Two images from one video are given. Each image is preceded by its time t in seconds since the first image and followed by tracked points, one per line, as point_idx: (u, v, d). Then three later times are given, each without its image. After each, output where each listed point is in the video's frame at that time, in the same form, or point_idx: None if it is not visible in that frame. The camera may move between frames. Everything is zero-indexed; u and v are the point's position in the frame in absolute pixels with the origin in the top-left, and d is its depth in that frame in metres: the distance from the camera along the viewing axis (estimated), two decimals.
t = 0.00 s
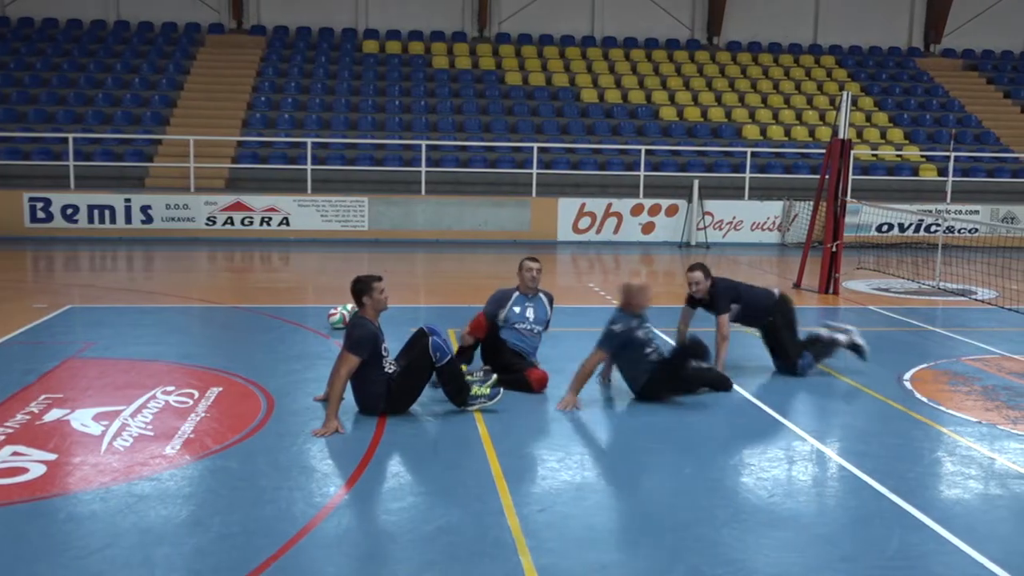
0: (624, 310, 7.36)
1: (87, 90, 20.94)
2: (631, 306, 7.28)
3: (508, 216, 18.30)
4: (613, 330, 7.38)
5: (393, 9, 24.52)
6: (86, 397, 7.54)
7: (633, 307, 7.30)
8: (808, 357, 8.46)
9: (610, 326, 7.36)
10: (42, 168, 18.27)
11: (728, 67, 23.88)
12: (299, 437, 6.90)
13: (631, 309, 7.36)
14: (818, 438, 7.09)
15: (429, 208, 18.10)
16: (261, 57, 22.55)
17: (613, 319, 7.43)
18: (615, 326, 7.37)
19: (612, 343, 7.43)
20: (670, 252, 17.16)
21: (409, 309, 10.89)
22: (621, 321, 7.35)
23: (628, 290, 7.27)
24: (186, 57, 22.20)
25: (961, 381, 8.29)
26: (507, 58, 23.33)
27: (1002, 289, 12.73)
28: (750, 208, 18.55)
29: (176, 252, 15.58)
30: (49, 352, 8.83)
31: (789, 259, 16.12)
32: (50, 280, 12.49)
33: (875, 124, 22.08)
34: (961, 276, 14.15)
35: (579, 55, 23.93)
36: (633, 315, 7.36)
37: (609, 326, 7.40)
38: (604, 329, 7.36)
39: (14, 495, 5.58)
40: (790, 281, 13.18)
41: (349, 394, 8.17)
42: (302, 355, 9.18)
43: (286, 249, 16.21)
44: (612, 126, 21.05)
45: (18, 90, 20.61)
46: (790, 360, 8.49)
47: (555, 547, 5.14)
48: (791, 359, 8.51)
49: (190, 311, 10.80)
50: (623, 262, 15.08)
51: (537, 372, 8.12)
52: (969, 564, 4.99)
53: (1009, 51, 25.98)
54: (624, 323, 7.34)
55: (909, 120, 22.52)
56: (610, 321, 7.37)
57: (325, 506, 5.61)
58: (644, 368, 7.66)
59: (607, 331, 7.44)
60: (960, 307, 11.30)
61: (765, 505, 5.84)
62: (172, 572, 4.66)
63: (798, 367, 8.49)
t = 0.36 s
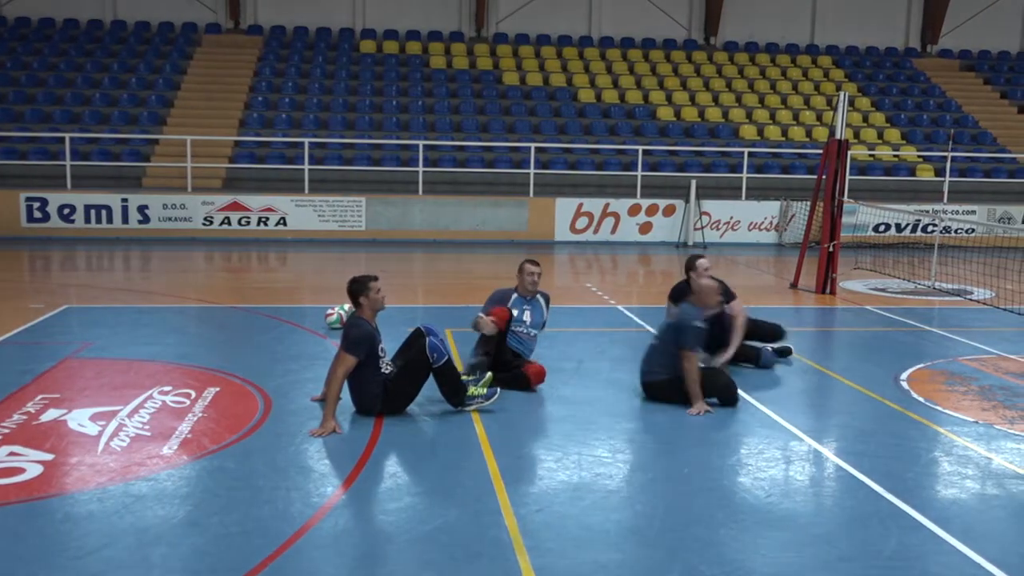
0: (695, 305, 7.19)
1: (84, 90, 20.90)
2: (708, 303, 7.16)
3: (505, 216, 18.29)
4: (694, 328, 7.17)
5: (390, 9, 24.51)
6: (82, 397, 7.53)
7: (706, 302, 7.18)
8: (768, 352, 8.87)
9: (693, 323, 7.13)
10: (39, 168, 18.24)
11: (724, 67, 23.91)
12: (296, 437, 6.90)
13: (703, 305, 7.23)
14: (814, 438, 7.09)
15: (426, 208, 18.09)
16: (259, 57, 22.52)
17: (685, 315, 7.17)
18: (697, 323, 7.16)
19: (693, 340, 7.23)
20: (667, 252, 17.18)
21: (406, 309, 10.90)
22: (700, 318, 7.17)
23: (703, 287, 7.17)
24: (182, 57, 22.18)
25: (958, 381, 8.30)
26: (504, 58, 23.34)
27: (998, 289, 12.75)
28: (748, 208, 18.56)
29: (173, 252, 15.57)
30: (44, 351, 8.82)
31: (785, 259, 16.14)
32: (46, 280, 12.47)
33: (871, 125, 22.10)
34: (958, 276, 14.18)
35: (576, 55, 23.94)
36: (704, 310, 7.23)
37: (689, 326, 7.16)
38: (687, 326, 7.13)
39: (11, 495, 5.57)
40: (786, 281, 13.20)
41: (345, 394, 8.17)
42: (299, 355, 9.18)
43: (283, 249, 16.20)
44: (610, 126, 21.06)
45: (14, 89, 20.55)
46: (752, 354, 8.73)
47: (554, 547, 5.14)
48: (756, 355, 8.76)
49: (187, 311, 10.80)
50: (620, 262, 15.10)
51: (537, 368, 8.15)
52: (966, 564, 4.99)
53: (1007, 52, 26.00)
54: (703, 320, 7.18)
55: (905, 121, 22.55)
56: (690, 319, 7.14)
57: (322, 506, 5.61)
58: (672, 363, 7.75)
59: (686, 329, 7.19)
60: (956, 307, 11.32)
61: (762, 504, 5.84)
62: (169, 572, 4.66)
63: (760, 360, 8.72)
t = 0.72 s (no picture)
0: (723, 309, 7.26)
1: (84, 90, 20.91)
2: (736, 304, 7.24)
3: (506, 216, 18.28)
4: (723, 330, 7.19)
5: (390, 9, 24.51)
6: (83, 397, 7.54)
7: (734, 305, 7.27)
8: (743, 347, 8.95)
9: (721, 325, 7.17)
10: (40, 169, 18.25)
11: (725, 67, 23.90)
12: (297, 437, 6.90)
13: (731, 308, 7.31)
14: (815, 438, 7.09)
15: (427, 208, 18.09)
16: (260, 57, 22.53)
17: (713, 319, 7.24)
18: (725, 325, 7.20)
19: (720, 343, 7.24)
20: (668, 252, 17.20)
21: (406, 310, 10.90)
22: (730, 320, 7.21)
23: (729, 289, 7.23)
24: (183, 57, 22.20)
25: (959, 381, 8.30)
26: (505, 59, 23.34)
27: (1000, 289, 12.73)
28: (749, 208, 18.56)
29: (174, 253, 15.58)
30: (45, 352, 8.83)
31: (786, 259, 16.14)
32: (48, 280, 12.48)
33: (872, 125, 22.09)
34: (959, 276, 14.17)
35: (577, 55, 23.95)
36: (733, 313, 7.29)
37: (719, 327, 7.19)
38: (715, 329, 7.18)
39: (11, 496, 5.57)
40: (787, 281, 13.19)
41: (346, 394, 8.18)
42: (299, 355, 9.18)
43: (284, 250, 16.20)
44: (611, 126, 21.07)
45: (15, 90, 20.57)
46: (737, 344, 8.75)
47: (554, 547, 5.14)
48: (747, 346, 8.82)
49: (187, 311, 10.81)
50: (620, 262, 15.10)
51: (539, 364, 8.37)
52: (966, 564, 4.99)
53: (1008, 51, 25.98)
54: (734, 322, 7.21)
55: (906, 120, 22.54)
56: (718, 320, 7.21)
57: (323, 507, 5.61)
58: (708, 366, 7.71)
59: (713, 331, 7.24)
60: (956, 307, 11.32)
61: (762, 504, 5.84)
62: (170, 572, 4.66)
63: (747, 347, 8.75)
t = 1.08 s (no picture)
0: (701, 311, 7.31)
1: (45, 91, 20.62)
2: (712, 306, 7.27)
3: (472, 217, 18.26)
4: (699, 332, 7.25)
5: (357, 10, 24.38)
6: (43, 403, 7.42)
7: (711, 306, 7.29)
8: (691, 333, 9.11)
9: (696, 328, 7.23)
10: None
11: (691, 68, 24.06)
12: (262, 441, 6.83)
13: (709, 309, 7.32)
14: (780, 436, 7.16)
15: (394, 210, 18.02)
16: (225, 58, 22.32)
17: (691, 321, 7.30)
18: (701, 328, 7.24)
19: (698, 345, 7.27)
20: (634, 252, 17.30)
21: (374, 312, 10.86)
22: (706, 322, 7.25)
23: (705, 291, 7.26)
24: (147, 58, 21.96)
25: (920, 378, 8.42)
26: (472, 60, 23.33)
27: (960, 288, 12.93)
28: (714, 208, 18.72)
29: (137, 256, 15.39)
30: (4, 357, 8.69)
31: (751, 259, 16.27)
32: (8, 284, 12.28)
33: (835, 126, 22.35)
34: (920, 276, 14.37)
35: (544, 56, 23.99)
36: (712, 313, 7.32)
37: (696, 330, 7.25)
38: (691, 331, 7.24)
39: None
40: (753, 281, 13.31)
41: (313, 397, 8.12)
42: (265, 358, 9.10)
43: (249, 252, 16.07)
44: (577, 128, 21.15)
45: None
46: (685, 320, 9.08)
47: (522, 548, 5.14)
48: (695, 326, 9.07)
49: (151, 315, 10.68)
50: (587, 263, 15.16)
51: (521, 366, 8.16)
52: (927, 560, 5.06)
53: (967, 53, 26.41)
54: (709, 323, 7.25)
55: (868, 121, 22.82)
56: (694, 323, 7.26)
57: (289, 511, 5.57)
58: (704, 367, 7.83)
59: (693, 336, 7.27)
60: (917, 306, 11.48)
61: (728, 503, 5.89)
62: None
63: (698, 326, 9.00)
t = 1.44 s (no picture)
0: (635, 307, 7.57)
1: None
2: (645, 302, 7.51)
3: (392, 218, 18.12)
4: (636, 328, 7.50)
5: (272, 9, 23.96)
6: None
7: (644, 303, 7.53)
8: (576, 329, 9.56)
9: (632, 324, 7.48)
10: None
11: (608, 70, 24.32)
12: (178, 449, 6.65)
13: (643, 306, 7.57)
14: (699, 432, 7.26)
15: (313, 212, 17.79)
16: (136, 57, 21.70)
17: (626, 318, 7.57)
18: (637, 323, 7.49)
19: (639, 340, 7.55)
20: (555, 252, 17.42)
21: (293, 315, 10.69)
22: (642, 319, 7.51)
23: (641, 286, 7.53)
24: (52, 57, 21.20)
25: (831, 372, 8.66)
26: (391, 60, 23.18)
27: (868, 284, 13.35)
28: (633, 208, 18.92)
29: (44, 261, 14.84)
30: None
31: (670, 258, 16.53)
32: None
33: (749, 127, 22.87)
34: (831, 272, 14.80)
35: (463, 57, 23.96)
36: (645, 311, 7.54)
37: (635, 325, 7.48)
38: (628, 328, 7.50)
39: None
40: (671, 279, 13.53)
41: (230, 403, 7.93)
42: (180, 364, 8.87)
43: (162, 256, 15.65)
44: (497, 128, 21.21)
45: None
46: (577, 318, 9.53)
47: (446, 550, 5.10)
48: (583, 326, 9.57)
49: (58, 322, 10.32)
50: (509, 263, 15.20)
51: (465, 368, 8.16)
52: (840, 548, 5.19)
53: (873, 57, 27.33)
54: (644, 320, 7.50)
55: (781, 122, 23.41)
56: (630, 319, 7.51)
57: (207, 519, 5.42)
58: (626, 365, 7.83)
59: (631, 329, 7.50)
60: (827, 301, 11.82)
61: (650, 498, 5.94)
62: None
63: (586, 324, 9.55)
